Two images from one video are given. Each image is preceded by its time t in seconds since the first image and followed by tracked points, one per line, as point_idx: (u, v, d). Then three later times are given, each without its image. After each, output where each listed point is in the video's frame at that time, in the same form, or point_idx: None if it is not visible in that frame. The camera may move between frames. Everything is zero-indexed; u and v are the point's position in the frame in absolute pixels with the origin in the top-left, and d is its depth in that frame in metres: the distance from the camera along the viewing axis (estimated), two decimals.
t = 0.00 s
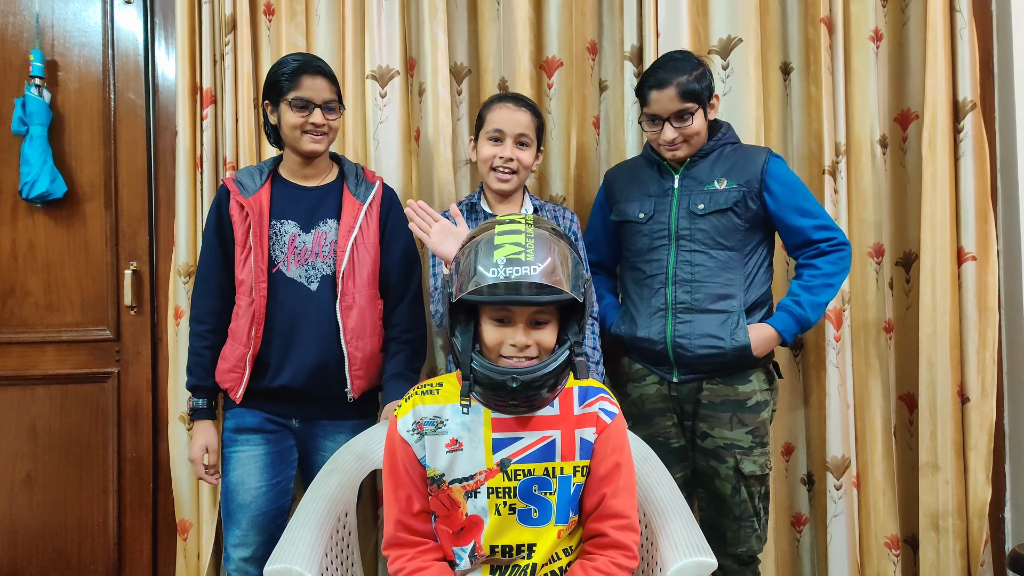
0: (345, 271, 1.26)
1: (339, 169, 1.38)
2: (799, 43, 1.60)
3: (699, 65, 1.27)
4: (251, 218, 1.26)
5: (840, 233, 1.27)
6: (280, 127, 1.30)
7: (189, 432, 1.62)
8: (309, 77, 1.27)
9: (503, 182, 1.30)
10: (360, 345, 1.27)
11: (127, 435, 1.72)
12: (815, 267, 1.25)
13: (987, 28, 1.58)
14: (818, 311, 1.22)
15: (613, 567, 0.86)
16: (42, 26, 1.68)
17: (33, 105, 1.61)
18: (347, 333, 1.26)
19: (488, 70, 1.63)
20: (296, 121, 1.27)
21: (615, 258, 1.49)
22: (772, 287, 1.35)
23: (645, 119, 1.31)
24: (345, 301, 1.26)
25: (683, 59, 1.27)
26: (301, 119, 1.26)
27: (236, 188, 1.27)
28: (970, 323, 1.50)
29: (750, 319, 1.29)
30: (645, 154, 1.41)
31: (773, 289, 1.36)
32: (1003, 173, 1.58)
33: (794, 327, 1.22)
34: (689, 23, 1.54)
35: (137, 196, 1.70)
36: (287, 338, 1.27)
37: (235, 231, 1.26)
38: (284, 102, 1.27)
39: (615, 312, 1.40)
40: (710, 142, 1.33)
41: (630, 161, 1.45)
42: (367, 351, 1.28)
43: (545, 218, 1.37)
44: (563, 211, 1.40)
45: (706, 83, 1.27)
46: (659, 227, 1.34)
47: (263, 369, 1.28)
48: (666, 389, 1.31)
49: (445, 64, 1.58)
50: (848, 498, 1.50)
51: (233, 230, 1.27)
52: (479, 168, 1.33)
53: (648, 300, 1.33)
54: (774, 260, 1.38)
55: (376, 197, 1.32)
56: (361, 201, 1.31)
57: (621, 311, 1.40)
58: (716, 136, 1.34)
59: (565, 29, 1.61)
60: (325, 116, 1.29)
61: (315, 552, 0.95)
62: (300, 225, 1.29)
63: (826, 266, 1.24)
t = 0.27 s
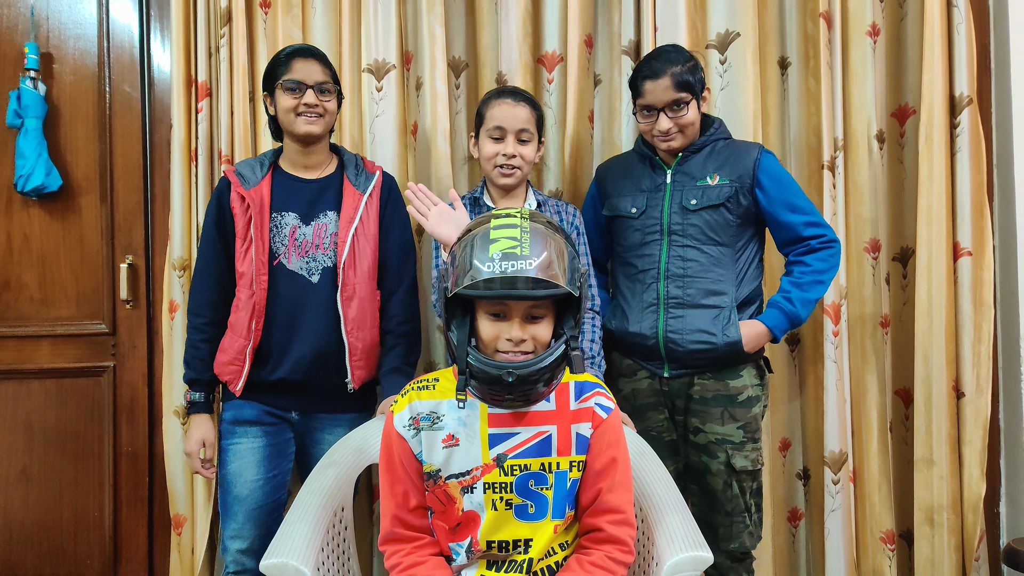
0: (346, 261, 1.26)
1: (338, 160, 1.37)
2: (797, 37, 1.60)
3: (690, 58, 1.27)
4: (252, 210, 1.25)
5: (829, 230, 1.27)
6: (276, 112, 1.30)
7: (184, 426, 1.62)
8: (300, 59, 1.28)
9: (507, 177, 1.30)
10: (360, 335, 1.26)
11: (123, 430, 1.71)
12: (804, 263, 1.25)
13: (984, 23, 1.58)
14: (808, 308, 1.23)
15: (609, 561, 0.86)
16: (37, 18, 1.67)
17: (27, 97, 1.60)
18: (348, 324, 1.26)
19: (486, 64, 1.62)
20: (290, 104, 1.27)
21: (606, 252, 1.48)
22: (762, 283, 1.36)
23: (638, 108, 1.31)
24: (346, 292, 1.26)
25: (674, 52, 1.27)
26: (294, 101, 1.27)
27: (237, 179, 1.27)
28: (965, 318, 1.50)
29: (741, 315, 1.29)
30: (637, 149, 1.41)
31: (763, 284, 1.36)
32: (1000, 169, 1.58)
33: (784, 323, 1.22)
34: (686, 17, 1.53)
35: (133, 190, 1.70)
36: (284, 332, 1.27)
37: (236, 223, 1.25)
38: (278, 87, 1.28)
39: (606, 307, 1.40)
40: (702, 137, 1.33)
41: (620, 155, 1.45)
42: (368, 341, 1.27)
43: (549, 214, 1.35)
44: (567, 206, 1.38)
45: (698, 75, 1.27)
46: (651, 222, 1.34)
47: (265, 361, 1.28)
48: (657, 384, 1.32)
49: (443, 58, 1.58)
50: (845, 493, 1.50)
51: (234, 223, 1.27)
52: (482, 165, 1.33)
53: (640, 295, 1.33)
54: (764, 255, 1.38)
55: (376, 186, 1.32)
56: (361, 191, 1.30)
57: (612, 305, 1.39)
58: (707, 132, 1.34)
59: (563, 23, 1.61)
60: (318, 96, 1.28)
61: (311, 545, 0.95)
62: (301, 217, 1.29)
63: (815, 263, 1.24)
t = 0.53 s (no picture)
0: (352, 272, 1.26)
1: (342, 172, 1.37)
2: (793, 44, 1.61)
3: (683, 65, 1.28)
4: (263, 228, 1.25)
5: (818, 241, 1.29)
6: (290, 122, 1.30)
7: (180, 432, 1.62)
8: (319, 72, 1.29)
9: (511, 183, 1.30)
10: (367, 344, 1.27)
11: (120, 436, 1.71)
12: (793, 271, 1.28)
13: (979, 30, 1.59)
14: (792, 314, 1.26)
15: (607, 567, 0.85)
16: (35, 25, 1.68)
17: (25, 104, 1.60)
18: (355, 333, 1.27)
19: (484, 71, 1.63)
20: (307, 112, 1.27)
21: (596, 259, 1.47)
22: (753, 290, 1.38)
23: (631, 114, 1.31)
24: (352, 301, 1.26)
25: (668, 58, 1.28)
26: (312, 110, 1.27)
27: (244, 198, 1.26)
28: (963, 323, 1.51)
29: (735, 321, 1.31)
30: (628, 154, 1.40)
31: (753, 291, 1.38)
32: (996, 174, 1.59)
33: (768, 329, 1.24)
34: (683, 24, 1.53)
35: (130, 197, 1.70)
36: (284, 339, 1.27)
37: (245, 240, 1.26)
38: (296, 96, 1.28)
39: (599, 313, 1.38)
40: (696, 145, 1.33)
41: (612, 162, 1.45)
42: (374, 349, 1.28)
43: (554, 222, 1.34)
44: (571, 215, 1.37)
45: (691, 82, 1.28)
46: (648, 229, 1.33)
47: (282, 373, 1.28)
48: (653, 391, 1.32)
49: (441, 65, 1.58)
50: (842, 499, 1.51)
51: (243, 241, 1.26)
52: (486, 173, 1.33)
53: (637, 302, 1.32)
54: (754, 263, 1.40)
55: (378, 196, 1.32)
56: (364, 202, 1.30)
57: (606, 312, 1.38)
58: (701, 140, 1.34)
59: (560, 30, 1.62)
60: (335, 108, 1.29)
61: (310, 554, 0.94)
62: (308, 231, 1.28)
63: (803, 271, 1.27)
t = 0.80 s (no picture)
0: (352, 272, 1.27)
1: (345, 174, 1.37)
2: (790, 46, 1.61)
3: (673, 73, 1.27)
4: (267, 228, 1.25)
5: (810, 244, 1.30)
6: (300, 125, 1.29)
7: (176, 435, 1.62)
8: (336, 78, 1.29)
9: (510, 187, 1.30)
10: (366, 344, 1.28)
11: (117, 438, 1.71)
12: (783, 275, 1.28)
13: (976, 33, 1.59)
14: (783, 316, 1.25)
15: (604, 569, 0.85)
16: (33, 27, 1.68)
17: (23, 106, 1.60)
18: (354, 333, 1.27)
19: (481, 74, 1.63)
20: (318, 116, 1.27)
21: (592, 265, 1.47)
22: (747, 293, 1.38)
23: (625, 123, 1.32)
24: (351, 301, 1.27)
25: (661, 64, 1.28)
26: (324, 115, 1.27)
27: (249, 198, 1.27)
28: (961, 326, 1.50)
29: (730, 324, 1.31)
30: (622, 159, 1.41)
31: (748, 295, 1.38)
32: (993, 177, 1.59)
33: (760, 331, 1.25)
34: (680, 27, 1.54)
35: (128, 199, 1.70)
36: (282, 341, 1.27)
37: (249, 240, 1.26)
38: (310, 99, 1.28)
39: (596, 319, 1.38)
40: (690, 150, 1.34)
41: (605, 167, 1.45)
42: (373, 350, 1.28)
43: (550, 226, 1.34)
44: (569, 217, 1.37)
45: (684, 88, 1.28)
46: (644, 234, 1.34)
47: (284, 374, 1.28)
48: (651, 394, 1.32)
49: (439, 67, 1.58)
50: (836, 502, 1.51)
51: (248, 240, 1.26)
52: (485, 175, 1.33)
53: (634, 307, 1.32)
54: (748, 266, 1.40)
55: (381, 198, 1.33)
56: (366, 203, 1.31)
57: (603, 317, 1.38)
58: (693, 147, 1.35)
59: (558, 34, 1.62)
60: (348, 115, 1.29)
61: (306, 556, 0.94)
62: (311, 232, 1.28)
63: (793, 276, 1.27)
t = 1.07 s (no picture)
0: (349, 271, 1.27)
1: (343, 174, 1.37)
2: (787, 48, 1.61)
3: (672, 74, 1.28)
4: (264, 228, 1.25)
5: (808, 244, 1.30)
6: (301, 125, 1.29)
7: (174, 436, 1.62)
8: (339, 80, 1.29)
9: (506, 189, 1.30)
10: (363, 344, 1.27)
11: (115, 440, 1.70)
12: (781, 275, 1.28)
13: (973, 34, 1.60)
14: (780, 316, 1.25)
15: (602, 570, 0.85)
16: (30, 28, 1.67)
17: (20, 107, 1.60)
18: (351, 333, 1.27)
19: (479, 75, 1.63)
20: (320, 117, 1.27)
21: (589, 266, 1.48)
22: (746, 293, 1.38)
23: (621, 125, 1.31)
24: (348, 300, 1.27)
25: (657, 65, 1.28)
26: (326, 116, 1.27)
27: (248, 197, 1.27)
28: (958, 326, 1.51)
29: (729, 324, 1.31)
30: (620, 161, 1.41)
31: (746, 294, 1.38)
32: (990, 178, 1.59)
33: (758, 330, 1.25)
34: (677, 28, 1.54)
35: (125, 200, 1.70)
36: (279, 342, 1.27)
37: (247, 240, 1.26)
38: (312, 100, 1.28)
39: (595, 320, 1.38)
40: (687, 150, 1.34)
41: (603, 168, 1.45)
42: (370, 350, 1.28)
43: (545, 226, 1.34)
44: (564, 218, 1.37)
45: (681, 90, 1.29)
46: (642, 235, 1.34)
47: (281, 374, 1.28)
48: (650, 395, 1.32)
49: (436, 68, 1.58)
50: (830, 503, 1.52)
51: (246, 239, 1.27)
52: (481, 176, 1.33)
53: (633, 308, 1.32)
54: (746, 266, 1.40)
55: (378, 198, 1.32)
56: (363, 202, 1.31)
57: (601, 319, 1.38)
58: (690, 147, 1.36)
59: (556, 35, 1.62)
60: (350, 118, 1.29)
61: (305, 558, 0.94)
62: (309, 232, 1.28)
63: (791, 275, 1.27)
